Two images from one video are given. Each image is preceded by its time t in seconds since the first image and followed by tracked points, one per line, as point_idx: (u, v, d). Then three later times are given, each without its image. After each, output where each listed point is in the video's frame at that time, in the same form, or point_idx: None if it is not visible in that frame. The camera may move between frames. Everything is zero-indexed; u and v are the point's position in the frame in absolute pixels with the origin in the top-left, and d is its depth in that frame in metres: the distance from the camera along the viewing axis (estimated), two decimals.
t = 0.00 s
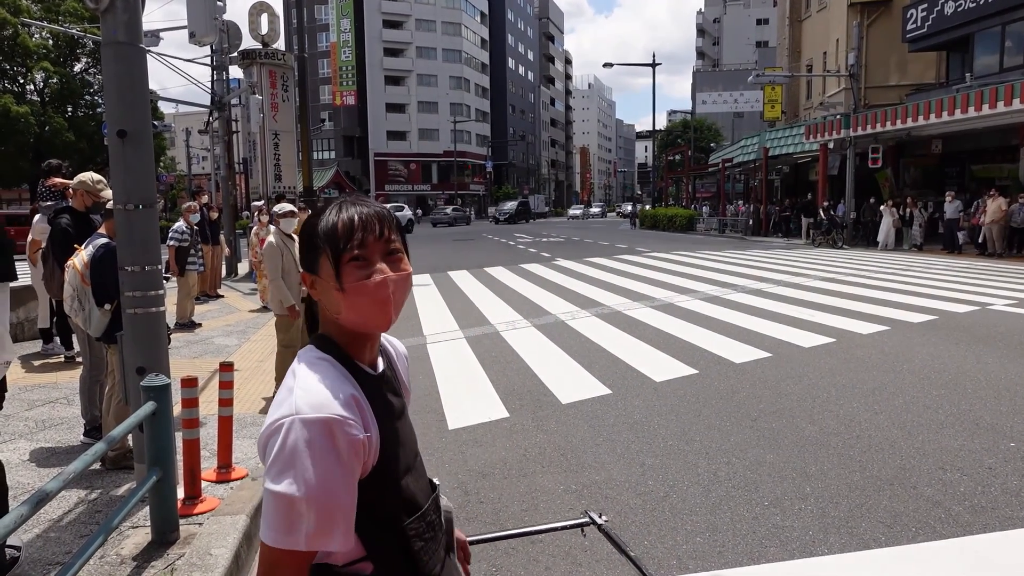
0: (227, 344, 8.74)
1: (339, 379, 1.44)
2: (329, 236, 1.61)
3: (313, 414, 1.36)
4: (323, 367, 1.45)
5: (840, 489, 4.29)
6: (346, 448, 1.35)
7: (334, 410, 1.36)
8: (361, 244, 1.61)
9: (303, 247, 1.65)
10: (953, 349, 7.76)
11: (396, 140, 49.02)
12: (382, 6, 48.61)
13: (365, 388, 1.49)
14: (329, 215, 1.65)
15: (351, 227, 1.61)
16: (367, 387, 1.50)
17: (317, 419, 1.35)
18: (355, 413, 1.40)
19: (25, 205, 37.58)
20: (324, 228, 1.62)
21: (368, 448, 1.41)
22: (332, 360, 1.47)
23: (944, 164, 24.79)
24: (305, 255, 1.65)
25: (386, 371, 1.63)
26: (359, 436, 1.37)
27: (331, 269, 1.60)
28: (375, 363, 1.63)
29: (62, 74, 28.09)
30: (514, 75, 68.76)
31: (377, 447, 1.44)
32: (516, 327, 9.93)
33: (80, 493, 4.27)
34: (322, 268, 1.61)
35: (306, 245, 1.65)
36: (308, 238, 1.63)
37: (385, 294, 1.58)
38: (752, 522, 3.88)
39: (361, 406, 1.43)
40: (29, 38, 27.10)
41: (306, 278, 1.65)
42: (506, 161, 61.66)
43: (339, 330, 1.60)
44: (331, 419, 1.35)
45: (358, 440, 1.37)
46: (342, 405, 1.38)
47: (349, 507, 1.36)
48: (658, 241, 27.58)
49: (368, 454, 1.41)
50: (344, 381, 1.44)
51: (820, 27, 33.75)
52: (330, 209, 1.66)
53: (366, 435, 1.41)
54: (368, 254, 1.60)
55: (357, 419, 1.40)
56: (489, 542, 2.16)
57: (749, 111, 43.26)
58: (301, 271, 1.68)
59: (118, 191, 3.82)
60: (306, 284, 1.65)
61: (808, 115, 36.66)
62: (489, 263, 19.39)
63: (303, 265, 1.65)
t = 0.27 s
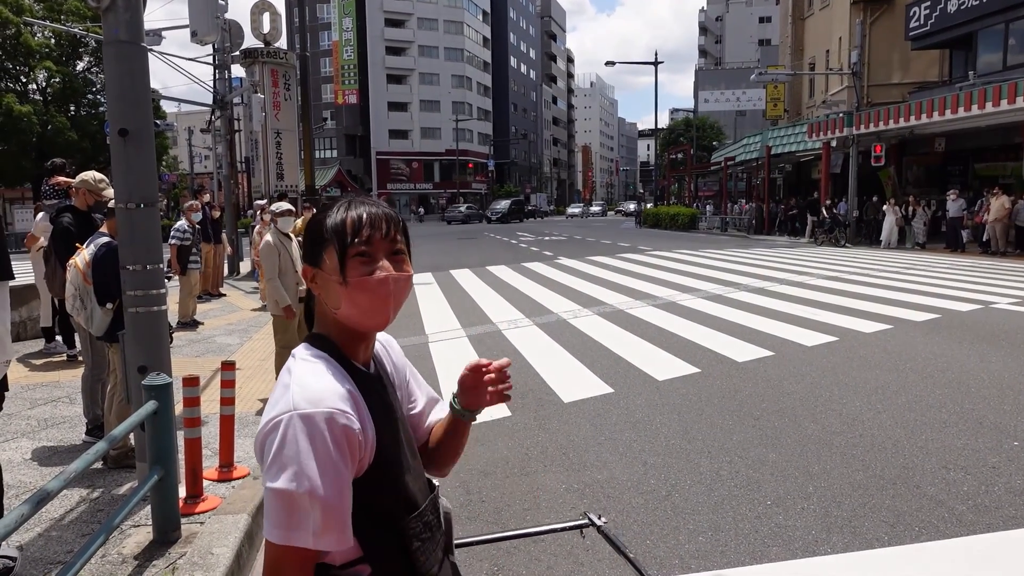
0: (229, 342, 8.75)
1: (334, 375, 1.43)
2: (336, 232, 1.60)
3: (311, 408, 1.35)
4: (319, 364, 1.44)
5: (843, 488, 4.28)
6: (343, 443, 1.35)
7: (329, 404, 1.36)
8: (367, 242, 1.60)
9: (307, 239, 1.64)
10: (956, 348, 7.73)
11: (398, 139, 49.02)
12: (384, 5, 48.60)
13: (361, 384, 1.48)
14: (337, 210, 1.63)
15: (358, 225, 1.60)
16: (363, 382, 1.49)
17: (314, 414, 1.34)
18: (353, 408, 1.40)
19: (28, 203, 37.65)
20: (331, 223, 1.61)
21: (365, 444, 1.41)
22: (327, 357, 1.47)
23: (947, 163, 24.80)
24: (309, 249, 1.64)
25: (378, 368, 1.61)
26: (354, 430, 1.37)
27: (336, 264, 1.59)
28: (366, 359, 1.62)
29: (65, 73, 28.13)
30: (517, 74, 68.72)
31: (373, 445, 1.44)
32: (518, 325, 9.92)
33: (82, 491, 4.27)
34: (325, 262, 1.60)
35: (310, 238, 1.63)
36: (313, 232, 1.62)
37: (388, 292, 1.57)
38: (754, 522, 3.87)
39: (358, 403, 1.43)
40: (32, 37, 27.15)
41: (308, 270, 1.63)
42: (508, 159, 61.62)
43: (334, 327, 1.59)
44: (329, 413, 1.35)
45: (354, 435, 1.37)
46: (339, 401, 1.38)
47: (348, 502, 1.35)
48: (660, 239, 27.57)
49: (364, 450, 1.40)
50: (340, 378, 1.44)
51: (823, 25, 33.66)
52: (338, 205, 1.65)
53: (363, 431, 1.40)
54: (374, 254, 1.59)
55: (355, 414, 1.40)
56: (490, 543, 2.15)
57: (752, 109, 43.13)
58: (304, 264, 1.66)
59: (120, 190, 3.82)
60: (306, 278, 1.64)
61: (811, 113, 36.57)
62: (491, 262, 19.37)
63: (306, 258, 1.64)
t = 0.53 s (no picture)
0: (231, 342, 8.75)
1: (325, 370, 1.42)
2: (348, 233, 1.57)
3: (301, 406, 1.34)
4: (309, 360, 1.43)
5: (846, 489, 4.27)
6: (340, 440, 1.35)
7: (321, 401, 1.35)
8: (378, 245, 1.59)
9: (309, 237, 1.59)
10: (959, 349, 7.72)
11: (400, 139, 49.04)
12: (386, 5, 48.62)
13: (354, 379, 1.47)
14: (346, 210, 1.60)
15: (370, 226, 1.59)
16: (356, 376, 1.48)
17: (305, 413, 1.34)
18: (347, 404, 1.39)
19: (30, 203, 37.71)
20: (342, 223, 1.58)
21: (361, 440, 1.40)
22: (319, 353, 1.46)
23: (951, 164, 24.73)
24: (311, 246, 1.60)
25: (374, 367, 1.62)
26: (348, 427, 1.36)
27: (346, 264, 1.56)
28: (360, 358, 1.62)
29: (67, 73, 28.15)
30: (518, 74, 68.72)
31: (369, 439, 1.43)
32: (520, 326, 9.91)
33: (83, 491, 4.28)
34: (333, 262, 1.57)
35: (315, 235, 1.59)
36: (322, 229, 1.57)
37: (399, 294, 1.58)
38: (757, 523, 3.86)
39: (350, 398, 1.42)
40: (35, 37, 27.21)
41: (310, 267, 1.58)
42: (510, 160, 61.63)
43: (337, 328, 1.58)
44: (321, 410, 1.34)
45: (349, 431, 1.36)
46: (330, 396, 1.36)
47: (345, 499, 1.36)
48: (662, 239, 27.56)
49: (359, 448, 1.40)
50: (330, 373, 1.43)
51: (825, 25, 33.64)
52: (344, 205, 1.62)
53: (357, 426, 1.40)
54: (387, 257, 1.59)
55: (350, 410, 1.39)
56: (491, 542, 2.13)
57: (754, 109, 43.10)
58: (301, 260, 1.61)
59: (122, 190, 3.81)
60: (308, 274, 1.59)
61: (813, 113, 36.54)
62: (492, 262, 19.38)
63: (308, 255, 1.60)
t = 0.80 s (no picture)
0: (233, 342, 8.77)
1: (322, 372, 1.42)
2: (361, 234, 1.56)
3: (300, 410, 1.34)
4: (306, 365, 1.43)
5: (847, 489, 4.28)
6: (343, 444, 1.35)
7: (321, 404, 1.35)
8: (388, 245, 1.60)
9: (313, 236, 1.56)
10: (960, 350, 7.73)
11: (402, 139, 49.07)
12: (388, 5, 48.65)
13: (350, 379, 1.47)
14: (352, 208, 1.59)
15: (379, 227, 1.59)
16: (353, 378, 1.48)
17: (305, 416, 1.33)
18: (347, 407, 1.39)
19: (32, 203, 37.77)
20: (354, 222, 1.57)
21: (361, 441, 1.40)
22: (316, 357, 1.46)
23: (952, 164, 24.75)
24: (317, 245, 1.56)
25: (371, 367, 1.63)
26: (348, 430, 1.36)
27: (361, 264, 1.56)
28: (358, 359, 1.62)
29: (70, 73, 28.18)
30: (520, 74, 68.71)
31: (369, 439, 1.43)
32: (521, 326, 9.92)
33: (86, 489, 4.29)
34: (346, 262, 1.55)
35: (322, 233, 1.55)
36: (334, 228, 1.55)
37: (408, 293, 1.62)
38: (757, 522, 3.87)
39: (349, 401, 1.42)
40: (37, 37, 27.25)
41: (319, 266, 1.55)
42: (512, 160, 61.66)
43: (347, 327, 1.57)
44: (322, 414, 1.34)
45: (349, 434, 1.36)
46: (329, 400, 1.36)
47: (348, 501, 1.36)
48: (663, 240, 27.55)
49: (360, 449, 1.40)
50: (328, 376, 1.42)
51: (827, 25, 33.64)
52: (348, 201, 1.60)
53: (356, 428, 1.40)
54: (397, 259, 1.61)
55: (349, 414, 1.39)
56: (493, 541, 2.14)
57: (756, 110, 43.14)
58: (304, 258, 1.57)
59: (125, 190, 3.83)
60: (315, 273, 1.56)
61: (814, 114, 36.54)
62: (494, 262, 19.39)
63: (315, 254, 1.56)
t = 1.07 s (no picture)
0: (237, 342, 8.80)
1: (331, 376, 1.43)
2: (374, 235, 1.56)
3: (311, 415, 1.34)
4: (315, 368, 1.43)
5: (850, 489, 4.28)
6: (354, 451, 1.35)
7: (332, 409, 1.34)
8: (399, 246, 1.61)
9: (322, 236, 1.55)
10: (964, 350, 7.72)
11: (405, 139, 49.14)
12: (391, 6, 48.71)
13: (357, 382, 1.48)
14: (362, 209, 1.58)
15: (389, 230, 1.60)
16: (360, 380, 1.49)
17: (316, 421, 1.33)
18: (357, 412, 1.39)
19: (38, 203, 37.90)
20: (365, 223, 1.56)
21: (370, 446, 1.41)
22: (325, 360, 1.46)
23: (956, 164, 24.78)
24: (326, 246, 1.55)
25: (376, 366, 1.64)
26: (358, 434, 1.36)
27: (374, 266, 1.56)
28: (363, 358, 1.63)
29: (74, 74, 28.25)
30: (523, 74, 68.73)
31: (376, 443, 1.43)
32: (524, 326, 9.94)
33: (91, 489, 4.31)
34: (358, 263, 1.55)
35: (332, 235, 1.54)
36: (346, 228, 1.54)
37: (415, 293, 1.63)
38: (760, 522, 3.88)
39: (358, 404, 1.42)
40: (42, 38, 27.35)
41: (330, 267, 1.54)
42: (515, 160, 61.69)
43: (356, 327, 1.58)
44: (333, 419, 1.33)
45: (359, 438, 1.36)
46: (340, 404, 1.36)
47: (354, 506, 1.36)
48: (667, 240, 27.54)
49: (369, 452, 1.40)
50: (338, 381, 1.42)
51: (831, 25, 33.58)
52: (356, 201, 1.59)
53: (364, 432, 1.40)
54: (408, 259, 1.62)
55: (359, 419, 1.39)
56: (496, 538, 2.15)
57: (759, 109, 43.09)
58: (313, 260, 1.56)
59: (129, 190, 3.84)
60: (325, 275, 1.55)
61: (818, 113, 36.50)
62: (497, 262, 19.40)
63: (324, 254, 1.55)
